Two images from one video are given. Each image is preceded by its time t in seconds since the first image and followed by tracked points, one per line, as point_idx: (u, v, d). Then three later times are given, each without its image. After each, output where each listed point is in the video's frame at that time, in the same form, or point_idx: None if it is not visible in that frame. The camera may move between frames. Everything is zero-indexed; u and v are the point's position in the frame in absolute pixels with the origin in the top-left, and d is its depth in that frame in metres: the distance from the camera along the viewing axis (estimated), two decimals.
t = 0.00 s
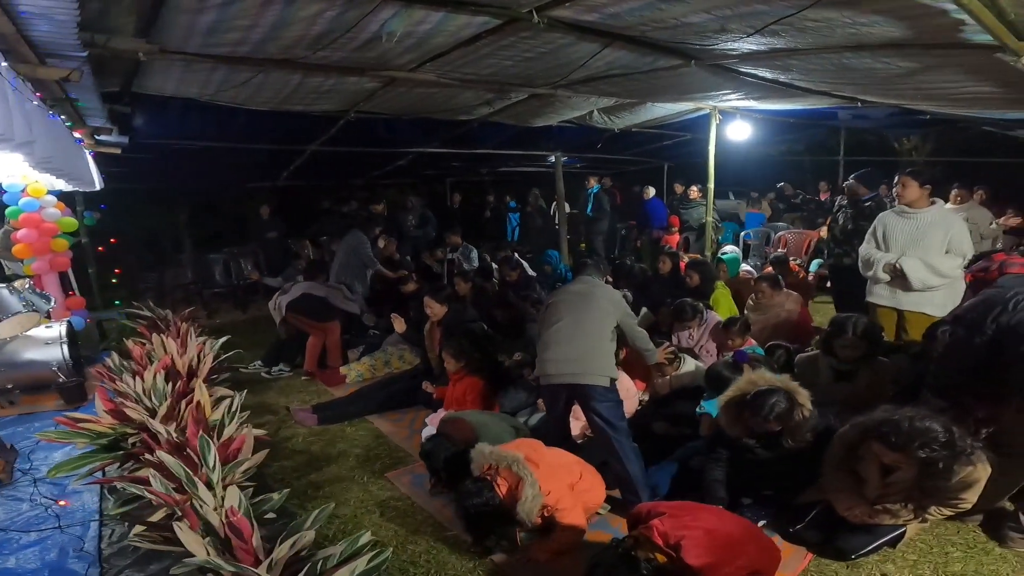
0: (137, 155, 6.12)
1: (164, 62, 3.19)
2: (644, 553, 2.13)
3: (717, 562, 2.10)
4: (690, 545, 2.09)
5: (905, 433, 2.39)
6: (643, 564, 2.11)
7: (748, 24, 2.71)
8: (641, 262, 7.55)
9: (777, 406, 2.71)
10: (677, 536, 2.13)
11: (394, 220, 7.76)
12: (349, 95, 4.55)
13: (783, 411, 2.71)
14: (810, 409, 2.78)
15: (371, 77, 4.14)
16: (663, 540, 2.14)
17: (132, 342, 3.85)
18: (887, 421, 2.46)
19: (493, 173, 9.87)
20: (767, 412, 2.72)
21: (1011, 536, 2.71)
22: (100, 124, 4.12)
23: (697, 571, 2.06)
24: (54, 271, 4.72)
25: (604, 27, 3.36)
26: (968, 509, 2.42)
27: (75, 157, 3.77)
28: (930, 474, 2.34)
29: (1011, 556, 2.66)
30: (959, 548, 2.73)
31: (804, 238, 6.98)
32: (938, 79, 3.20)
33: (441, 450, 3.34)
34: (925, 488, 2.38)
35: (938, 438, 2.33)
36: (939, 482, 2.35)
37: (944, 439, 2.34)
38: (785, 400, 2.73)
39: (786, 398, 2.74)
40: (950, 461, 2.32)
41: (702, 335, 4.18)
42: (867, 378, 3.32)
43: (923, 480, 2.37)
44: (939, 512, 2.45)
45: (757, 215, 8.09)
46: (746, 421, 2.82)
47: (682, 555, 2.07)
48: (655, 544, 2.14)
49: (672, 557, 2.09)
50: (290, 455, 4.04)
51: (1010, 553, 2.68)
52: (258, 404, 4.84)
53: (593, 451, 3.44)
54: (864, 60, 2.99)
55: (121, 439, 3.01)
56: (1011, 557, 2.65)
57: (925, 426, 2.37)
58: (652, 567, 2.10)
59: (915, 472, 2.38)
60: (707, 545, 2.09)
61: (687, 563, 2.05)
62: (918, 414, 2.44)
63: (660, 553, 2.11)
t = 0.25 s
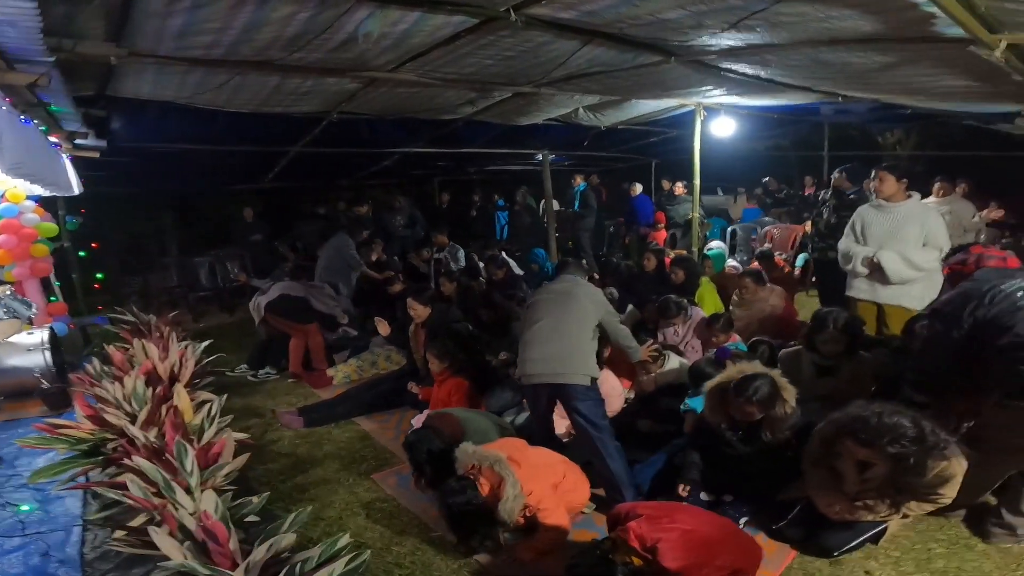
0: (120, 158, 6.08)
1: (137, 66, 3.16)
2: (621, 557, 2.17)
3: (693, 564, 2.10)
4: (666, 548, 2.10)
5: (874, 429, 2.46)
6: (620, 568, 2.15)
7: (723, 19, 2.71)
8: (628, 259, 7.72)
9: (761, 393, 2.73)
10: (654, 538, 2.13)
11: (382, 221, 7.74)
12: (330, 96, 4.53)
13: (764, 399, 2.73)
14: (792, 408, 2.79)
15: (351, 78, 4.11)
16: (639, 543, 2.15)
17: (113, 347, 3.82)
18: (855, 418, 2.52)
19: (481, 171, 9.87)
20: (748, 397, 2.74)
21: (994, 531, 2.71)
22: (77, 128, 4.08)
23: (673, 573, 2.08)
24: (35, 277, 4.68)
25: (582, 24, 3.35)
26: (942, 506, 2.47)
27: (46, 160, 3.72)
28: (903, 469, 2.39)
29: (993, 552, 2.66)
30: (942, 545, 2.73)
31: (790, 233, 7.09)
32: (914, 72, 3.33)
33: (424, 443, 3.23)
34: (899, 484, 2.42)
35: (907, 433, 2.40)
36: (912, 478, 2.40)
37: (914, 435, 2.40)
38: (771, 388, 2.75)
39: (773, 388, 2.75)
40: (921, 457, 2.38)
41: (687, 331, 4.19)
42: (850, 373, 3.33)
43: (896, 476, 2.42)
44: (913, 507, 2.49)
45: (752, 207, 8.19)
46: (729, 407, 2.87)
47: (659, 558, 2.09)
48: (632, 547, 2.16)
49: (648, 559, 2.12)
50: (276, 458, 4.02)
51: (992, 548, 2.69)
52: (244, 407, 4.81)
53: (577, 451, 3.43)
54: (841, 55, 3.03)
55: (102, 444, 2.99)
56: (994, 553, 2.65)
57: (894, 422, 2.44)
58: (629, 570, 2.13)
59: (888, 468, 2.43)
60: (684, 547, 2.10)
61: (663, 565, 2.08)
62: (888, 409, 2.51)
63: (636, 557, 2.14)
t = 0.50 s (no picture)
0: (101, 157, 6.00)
1: (114, 64, 3.12)
2: (605, 556, 2.10)
3: (678, 562, 2.10)
4: (649, 547, 2.10)
5: (846, 423, 2.50)
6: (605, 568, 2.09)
7: (704, 15, 2.71)
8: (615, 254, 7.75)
9: (733, 382, 2.76)
10: (637, 536, 2.13)
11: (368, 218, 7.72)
12: (312, 93, 4.51)
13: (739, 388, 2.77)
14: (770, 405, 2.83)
15: (333, 75, 4.08)
16: (622, 542, 2.14)
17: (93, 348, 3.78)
18: (830, 414, 2.58)
19: (468, 169, 9.86)
20: (720, 386, 2.80)
21: (975, 525, 2.75)
22: (52, 126, 4.03)
23: (656, 571, 2.07)
24: (13, 278, 4.61)
25: (565, 21, 3.34)
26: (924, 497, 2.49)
27: (20, 161, 3.68)
28: (874, 463, 2.41)
29: (975, 546, 2.69)
30: (924, 539, 2.76)
31: (774, 228, 7.25)
32: (892, 68, 3.50)
33: (415, 434, 3.12)
34: (873, 477, 2.44)
35: (878, 427, 2.42)
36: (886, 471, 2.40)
37: (885, 429, 2.42)
38: (746, 379, 2.77)
39: (751, 379, 2.78)
40: (893, 450, 2.38)
41: (672, 327, 4.21)
42: (832, 368, 3.36)
43: (869, 470, 2.43)
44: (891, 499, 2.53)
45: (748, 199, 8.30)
46: (707, 399, 2.93)
47: (642, 557, 2.08)
48: (615, 546, 2.14)
49: (632, 558, 2.11)
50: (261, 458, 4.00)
51: (973, 542, 2.72)
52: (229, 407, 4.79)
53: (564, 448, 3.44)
54: (824, 50, 3.17)
55: (82, 446, 2.97)
56: (975, 547, 2.68)
57: (865, 416, 2.47)
58: (613, 569, 2.09)
59: (862, 462, 2.45)
60: (666, 545, 2.09)
61: (646, 564, 2.07)
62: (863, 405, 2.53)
63: (620, 556, 2.12)
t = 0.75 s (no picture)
0: (73, 152, 5.88)
1: (81, 57, 3.05)
2: (588, 553, 2.13)
3: (660, 557, 2.11)
4: (631, 542, 2.10)
5: (815, 417, 2.55)
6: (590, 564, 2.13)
7: (684, 7, 2.70)
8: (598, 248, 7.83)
9: (699, 379, 2.82)
10: (618, 532, 2.12)
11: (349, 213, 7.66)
12: (289, 87, 4.45)
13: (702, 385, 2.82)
14: (733, 409, 2.87)
15: (310, 69, 4.02)
16: (603, 537, 2.14)
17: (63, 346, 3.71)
18: (797, 407, 2.64)
19: (450, 163, 9.84)
20: (686, 380, 2.87)
21: (951, 517, 2.78)
22: (18, 121, 3.93)
23: (637, 567, 2.07)
24: None
25: (544, 13, 3.31)
26: (888, 494, 2.62)
27: None
28: (844, 454, 2.48)
29: (951, 538, 2.72)
30: (901, 530, 2.78)
31: (754, 222, 7.40)
32: (868, 62, 3.58)
33: (396, 438, 3.07)
34: (844, 469, 2.50)
35: (844, 419, 2.50)
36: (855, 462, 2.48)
37: (851, 420, 2.50)
38: (715, 378, 2.82)
39: (717, 378, 2.82)
40: (860, 442, 2.47)
41: (652, 319, 4.22)
42: (812, 360, 3.39)
43: (841, 461, 2.49)
44: (861, 493, 2.64)
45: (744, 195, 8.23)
46: (672, 395, 2.98)
47: (624, 553, 2.08)
48: (598, 542, 2.14)
49: (613, 554, 2.12)
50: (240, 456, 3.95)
51: (950, 534, 2.75)
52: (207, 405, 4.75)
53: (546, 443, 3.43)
54: (800, 44, 3.34)
55: (52, 445, 2.91)
56: (951, 539, 2.71)
57: (832, 408, 2.54)
58: (597, 566, 2.11)
59: (834, 454, 2.50)
60: (649, 540, 2.09)
61: (628, 560, 2.07)
62: (828, 398, 2.61)
63: (601, 552, 2.13)
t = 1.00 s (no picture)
0: (38, 149, 5.75)
1: (38, 52, 2.97)
2: (567, 547, 2.06)
3: (638, 551, 2.07)
4: (610, 535, 2.06)
5: (780, 406, 2.50)
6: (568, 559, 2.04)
7: None
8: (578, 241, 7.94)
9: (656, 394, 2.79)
10: (596, 525, 2.09)
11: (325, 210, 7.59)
12: (259, 81, 4.39)
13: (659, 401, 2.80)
14: (683, 424, 2.89)
15: (280, 63, 3.96)
16: (583, 530, 2.09)
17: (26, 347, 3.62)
18: (765, 398, 2.58)
19: (428, 159, 9.80)
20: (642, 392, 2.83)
21: (923, 506, 2.81)
22: None
23: (618, 561, 2.03)
24: None
25: (517, 6, 3.28)
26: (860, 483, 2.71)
27: None
28: (811, 443, 2.46)
29: (924, 528, 2.76)
30: (876, 521, 2.81)
31: (729, 214, 7.53)
32: (835, 54, 3.63)
33: (370, 441, 2.93)
34: (811, 458, 2.51)
35: (808, 407, 2.45)
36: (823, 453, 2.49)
37: (816, 408, 2.45)
38: (672, 395, 2.80)
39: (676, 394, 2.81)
40: (826, 430, 2.44)
41: (629, 312, 4.27)
42: (786, 351, 3.41)
43: (808, 451, 2.50)
44: (832, 482, 2.73)
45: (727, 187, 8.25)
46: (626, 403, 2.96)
47: (603, 546, 2.04)
48: (578, 536, 2.10)
49: (593, 548, 2.07)
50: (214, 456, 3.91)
51: (923, 523, 2.79)
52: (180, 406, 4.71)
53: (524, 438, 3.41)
54: (771, 36, 3.39)
55: (15, 448, 2.85)
56: (924, 528, 2.75)
57: (795, 397, 2.49)
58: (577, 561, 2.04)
59: (800, 445, 2.51)
60: (628, 533, 2.06)
61: (607, 553, 2.03)
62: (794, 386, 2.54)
63: (581, 545, 2.07)
